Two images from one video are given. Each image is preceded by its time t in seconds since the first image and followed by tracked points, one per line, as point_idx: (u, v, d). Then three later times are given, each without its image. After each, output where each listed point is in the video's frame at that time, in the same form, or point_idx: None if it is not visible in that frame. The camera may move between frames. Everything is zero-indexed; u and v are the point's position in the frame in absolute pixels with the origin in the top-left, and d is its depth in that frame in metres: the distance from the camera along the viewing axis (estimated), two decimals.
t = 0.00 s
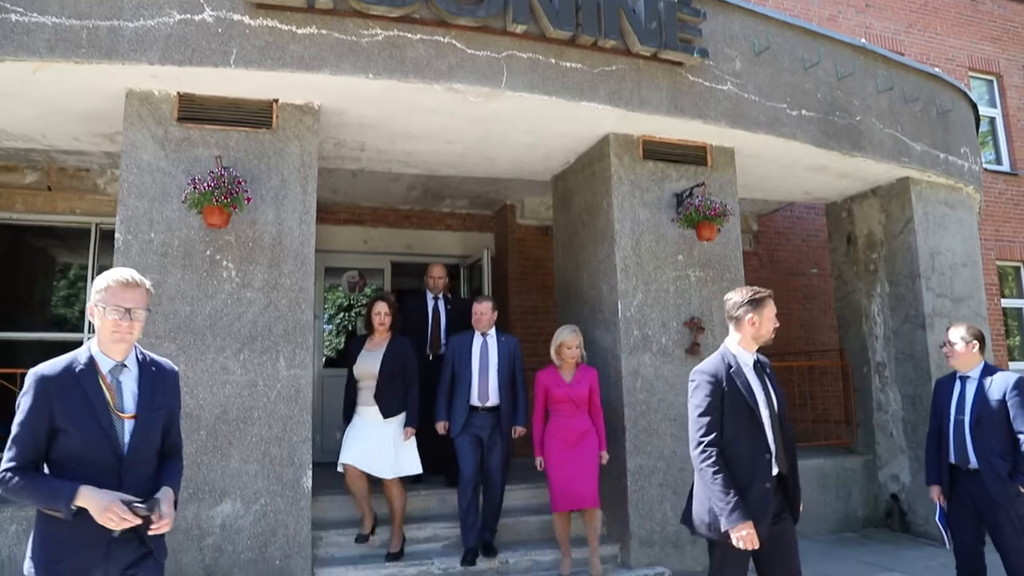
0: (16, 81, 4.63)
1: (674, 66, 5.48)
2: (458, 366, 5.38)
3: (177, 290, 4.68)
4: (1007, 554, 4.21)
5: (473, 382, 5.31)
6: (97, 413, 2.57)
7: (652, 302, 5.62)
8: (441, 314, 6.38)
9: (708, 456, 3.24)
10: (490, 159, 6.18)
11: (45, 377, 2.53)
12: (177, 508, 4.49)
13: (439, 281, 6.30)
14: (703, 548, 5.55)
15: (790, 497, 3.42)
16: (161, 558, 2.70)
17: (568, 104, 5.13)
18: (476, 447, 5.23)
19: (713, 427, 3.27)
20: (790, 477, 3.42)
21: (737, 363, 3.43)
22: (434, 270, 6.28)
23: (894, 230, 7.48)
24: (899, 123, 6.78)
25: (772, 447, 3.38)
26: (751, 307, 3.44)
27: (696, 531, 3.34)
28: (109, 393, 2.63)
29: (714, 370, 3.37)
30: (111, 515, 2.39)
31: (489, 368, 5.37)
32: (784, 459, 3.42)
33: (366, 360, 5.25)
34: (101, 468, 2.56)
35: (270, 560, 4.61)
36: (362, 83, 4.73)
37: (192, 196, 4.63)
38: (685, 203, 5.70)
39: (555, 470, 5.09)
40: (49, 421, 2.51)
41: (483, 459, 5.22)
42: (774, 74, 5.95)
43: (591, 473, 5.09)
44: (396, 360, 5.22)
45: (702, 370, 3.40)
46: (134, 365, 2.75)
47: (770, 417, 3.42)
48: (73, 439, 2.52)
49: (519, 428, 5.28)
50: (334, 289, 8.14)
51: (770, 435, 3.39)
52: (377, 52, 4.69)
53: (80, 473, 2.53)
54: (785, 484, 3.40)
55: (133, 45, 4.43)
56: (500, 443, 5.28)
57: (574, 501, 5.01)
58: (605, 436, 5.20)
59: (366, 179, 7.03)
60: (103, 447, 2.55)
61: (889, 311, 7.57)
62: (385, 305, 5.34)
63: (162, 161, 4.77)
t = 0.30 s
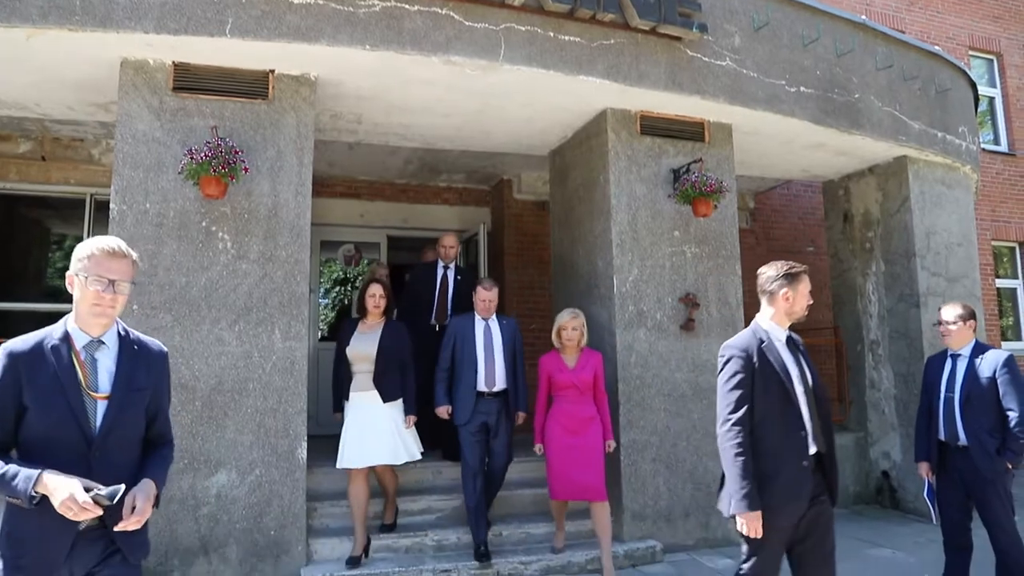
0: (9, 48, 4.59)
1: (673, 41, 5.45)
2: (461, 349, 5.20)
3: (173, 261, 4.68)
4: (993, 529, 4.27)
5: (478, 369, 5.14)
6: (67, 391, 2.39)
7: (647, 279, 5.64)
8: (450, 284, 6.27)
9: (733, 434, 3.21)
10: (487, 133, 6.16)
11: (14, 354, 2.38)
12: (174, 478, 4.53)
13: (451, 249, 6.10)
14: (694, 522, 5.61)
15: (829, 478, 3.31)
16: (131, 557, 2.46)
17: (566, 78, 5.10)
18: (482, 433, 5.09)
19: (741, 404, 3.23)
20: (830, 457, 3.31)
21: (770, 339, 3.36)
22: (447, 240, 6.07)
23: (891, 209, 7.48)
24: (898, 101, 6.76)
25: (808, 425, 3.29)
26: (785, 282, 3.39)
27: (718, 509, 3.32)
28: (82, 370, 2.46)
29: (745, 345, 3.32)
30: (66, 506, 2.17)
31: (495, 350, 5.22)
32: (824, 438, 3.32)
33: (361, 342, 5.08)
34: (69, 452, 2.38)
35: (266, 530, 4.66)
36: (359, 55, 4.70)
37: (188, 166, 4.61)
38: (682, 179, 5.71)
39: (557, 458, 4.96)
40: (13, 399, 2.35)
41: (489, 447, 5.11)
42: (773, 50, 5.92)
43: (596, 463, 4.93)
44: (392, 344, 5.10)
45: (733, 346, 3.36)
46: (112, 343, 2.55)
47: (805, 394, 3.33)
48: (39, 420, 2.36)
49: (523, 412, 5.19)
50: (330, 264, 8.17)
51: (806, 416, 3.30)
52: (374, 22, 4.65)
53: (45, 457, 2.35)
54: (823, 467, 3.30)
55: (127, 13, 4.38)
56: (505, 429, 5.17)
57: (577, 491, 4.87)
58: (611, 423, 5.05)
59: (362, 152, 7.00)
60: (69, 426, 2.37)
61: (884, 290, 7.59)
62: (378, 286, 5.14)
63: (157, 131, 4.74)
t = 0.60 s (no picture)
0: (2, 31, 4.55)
1: (670, 27, 5.43)
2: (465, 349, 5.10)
3: (168, 247, 4.67)
4: (984, 514, 4.31)
5: (483, 370, 5.04)
6: (40, 363, 2.25)
7: (643, 265, 5.65)
8: (454, 268, 6.19)
9: (767, 419, 3.09)
10: (484, 119, 6.14)
11: None
12: (170, 463, 4.54)
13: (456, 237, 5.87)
14: (688, 508, 5.65)
15: (874, 464, 3.17)
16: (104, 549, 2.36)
17: (563, 64, 5.08)
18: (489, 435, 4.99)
19: (774, 386, 3.11)
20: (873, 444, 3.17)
21: (803, 320, 3.23)
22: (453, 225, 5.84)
23: (887, 197, 7.48)
24: (895, 88, 6.75)
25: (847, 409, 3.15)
26: (824, 264, 3.28)
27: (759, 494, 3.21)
28: (56, 343, 2.32)
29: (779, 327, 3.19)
30: (47, 492, 2.01)
31: (500, 350, 5.13)
32: (865, 424, 3.18)
33: (351, 337, 4.89)
34: (41, 433, 2.23)
35: (262, 515, 4.68)
36: (355, 39, 4.67)
37: (184, 150, 4.59)
38: (678, 165, 5.71)
39: (575, 457, 4.73)
40: None
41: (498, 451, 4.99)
42: (770, 37, 5.90)
43: (614, 464, 4.74)
44: (383, 340, 4.95)
45: (766, 327, 3.23)
46: (81, 313, 2.44)
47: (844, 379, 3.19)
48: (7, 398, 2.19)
49: (529, 413, 5.11)
50: (326, 251, 8.12)
51: (845, 397, 3.16)
52: (370, 7, 4.62)
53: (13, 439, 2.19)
54: (868, 449, 3.15)
55: None
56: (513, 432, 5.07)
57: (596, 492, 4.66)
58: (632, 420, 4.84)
59: (357, 138, 6.98)
60: (45, 403, 2.24)
61: (879, 278, 7.61)
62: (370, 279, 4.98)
63: (152, 116, 4.72)
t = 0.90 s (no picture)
0: None
1: (666, 13, 5.41)
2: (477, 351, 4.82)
3: (164, 235, 4.66)
4: (978, 497, 4.34)
5: (494, 372, 4.76)
6: (9, 355, 2.04)
7: (639, 251, 5.65)
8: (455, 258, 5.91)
9: (806, 416, 2.99)
10: (479, 105, 6.12)
11: None
12: (169, 451, 4.55)
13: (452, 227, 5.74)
14: (685, 493, 5.68)
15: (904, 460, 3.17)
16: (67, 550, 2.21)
17: (559, 50, 5.06)
18: (499, 441, 4.74)
19: (815, 381, 3.01)
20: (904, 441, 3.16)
21: (844, 310, 3.13)
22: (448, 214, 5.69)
23: (883, 183, 7.48)
24: (892, 74, 6.74)
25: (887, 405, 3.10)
26: (865, 247, 3.18)
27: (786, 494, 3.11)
28: (15, 331, 2.12)
29: (824, 317, 3.08)
30: (66, 509, 1.89)
31: (515, 355, 4.83)
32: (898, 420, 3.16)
33: (345, 334, 4.61)
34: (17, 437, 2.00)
35: (261, 502, 4.69)
36: (350, 26, 4.65)
37: (177, 138, 4.56)
38: (675, 152, 5.70)
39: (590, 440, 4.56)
40: None
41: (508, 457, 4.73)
42: (767, 23, 5.88)
43: (624, 448, 4.62)
44: (378, 336, 4.68)
45: (806, 316, 3.12)
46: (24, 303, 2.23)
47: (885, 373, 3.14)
48: None
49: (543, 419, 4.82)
50: (323, 240, 8.16)
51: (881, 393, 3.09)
52: None
53: None
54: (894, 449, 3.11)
55: None
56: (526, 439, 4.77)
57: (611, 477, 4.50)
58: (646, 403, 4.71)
59: (353, 125, 6.96)
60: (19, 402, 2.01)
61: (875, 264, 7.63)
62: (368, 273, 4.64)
63: (146, 104, 4.70)
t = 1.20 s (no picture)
0: None
1: None
2: (490, 332, 4.71)
3: (164, 218, 4.66)
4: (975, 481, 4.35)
5: (506, 353, 4.65)
6: None
7: (639, 236, 5.65)
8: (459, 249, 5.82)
9: (874, 408, 2.66)
10: (480, 89, 6.09)
11: None
12: (170, 433, 4.57)
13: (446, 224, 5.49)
14: (684, 477, 5.71)
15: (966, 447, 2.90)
16: None
17: (560, 34, 5.04)
18: (509, 425, 4.64)
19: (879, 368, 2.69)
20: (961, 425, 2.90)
21: (899, 289, 2.82)
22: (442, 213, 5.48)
23: (885, 168, 7.46)
24: (895, 59, 6.71)
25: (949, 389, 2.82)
26: (920, 222, 2.93)
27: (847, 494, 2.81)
28: None
29: (882, 297, 2.75)
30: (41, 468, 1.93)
31: (528, 336, 4.72)
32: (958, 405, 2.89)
33: (354, 332, 4.24)
34: None
35: (262, 484, 4.72)
36: (350, 8, 4.62)
37: (177, 121, 4.55)
38: (676, 136, 5.68)
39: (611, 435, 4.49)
40: None
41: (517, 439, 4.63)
42: (769, 7, 5.84)
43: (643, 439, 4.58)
44: (387, 333, 4.34)
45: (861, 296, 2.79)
46: None
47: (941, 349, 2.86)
48: None
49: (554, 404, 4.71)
50: (323, 226, 8.10)
51: (946, 376, 2.80)
52: None
53: None
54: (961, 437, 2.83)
55: None
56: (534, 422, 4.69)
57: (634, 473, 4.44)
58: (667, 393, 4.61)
59: (353, 109, 6.93)
60: None
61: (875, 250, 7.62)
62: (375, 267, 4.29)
63: (146, 87, 4.68)
